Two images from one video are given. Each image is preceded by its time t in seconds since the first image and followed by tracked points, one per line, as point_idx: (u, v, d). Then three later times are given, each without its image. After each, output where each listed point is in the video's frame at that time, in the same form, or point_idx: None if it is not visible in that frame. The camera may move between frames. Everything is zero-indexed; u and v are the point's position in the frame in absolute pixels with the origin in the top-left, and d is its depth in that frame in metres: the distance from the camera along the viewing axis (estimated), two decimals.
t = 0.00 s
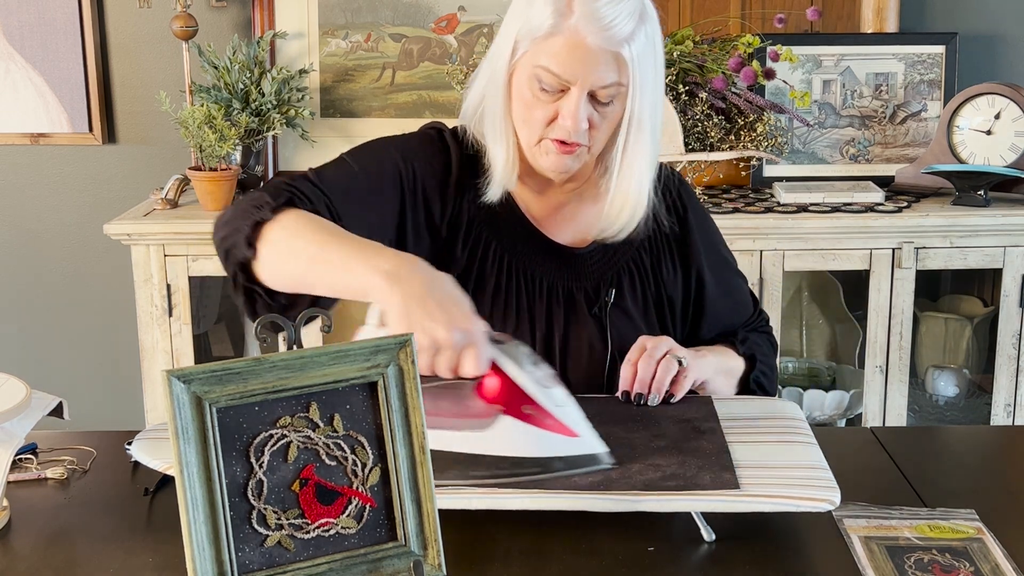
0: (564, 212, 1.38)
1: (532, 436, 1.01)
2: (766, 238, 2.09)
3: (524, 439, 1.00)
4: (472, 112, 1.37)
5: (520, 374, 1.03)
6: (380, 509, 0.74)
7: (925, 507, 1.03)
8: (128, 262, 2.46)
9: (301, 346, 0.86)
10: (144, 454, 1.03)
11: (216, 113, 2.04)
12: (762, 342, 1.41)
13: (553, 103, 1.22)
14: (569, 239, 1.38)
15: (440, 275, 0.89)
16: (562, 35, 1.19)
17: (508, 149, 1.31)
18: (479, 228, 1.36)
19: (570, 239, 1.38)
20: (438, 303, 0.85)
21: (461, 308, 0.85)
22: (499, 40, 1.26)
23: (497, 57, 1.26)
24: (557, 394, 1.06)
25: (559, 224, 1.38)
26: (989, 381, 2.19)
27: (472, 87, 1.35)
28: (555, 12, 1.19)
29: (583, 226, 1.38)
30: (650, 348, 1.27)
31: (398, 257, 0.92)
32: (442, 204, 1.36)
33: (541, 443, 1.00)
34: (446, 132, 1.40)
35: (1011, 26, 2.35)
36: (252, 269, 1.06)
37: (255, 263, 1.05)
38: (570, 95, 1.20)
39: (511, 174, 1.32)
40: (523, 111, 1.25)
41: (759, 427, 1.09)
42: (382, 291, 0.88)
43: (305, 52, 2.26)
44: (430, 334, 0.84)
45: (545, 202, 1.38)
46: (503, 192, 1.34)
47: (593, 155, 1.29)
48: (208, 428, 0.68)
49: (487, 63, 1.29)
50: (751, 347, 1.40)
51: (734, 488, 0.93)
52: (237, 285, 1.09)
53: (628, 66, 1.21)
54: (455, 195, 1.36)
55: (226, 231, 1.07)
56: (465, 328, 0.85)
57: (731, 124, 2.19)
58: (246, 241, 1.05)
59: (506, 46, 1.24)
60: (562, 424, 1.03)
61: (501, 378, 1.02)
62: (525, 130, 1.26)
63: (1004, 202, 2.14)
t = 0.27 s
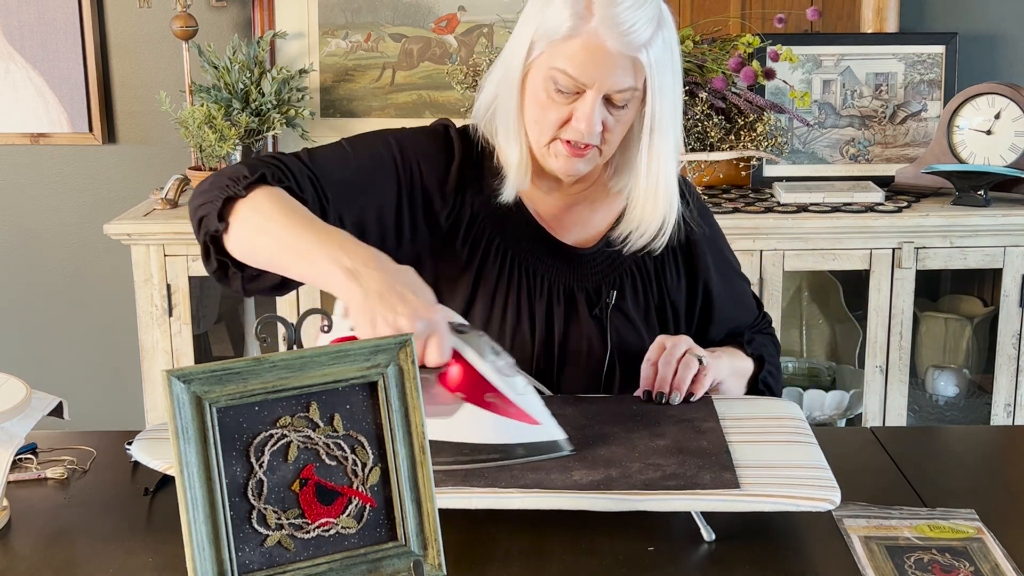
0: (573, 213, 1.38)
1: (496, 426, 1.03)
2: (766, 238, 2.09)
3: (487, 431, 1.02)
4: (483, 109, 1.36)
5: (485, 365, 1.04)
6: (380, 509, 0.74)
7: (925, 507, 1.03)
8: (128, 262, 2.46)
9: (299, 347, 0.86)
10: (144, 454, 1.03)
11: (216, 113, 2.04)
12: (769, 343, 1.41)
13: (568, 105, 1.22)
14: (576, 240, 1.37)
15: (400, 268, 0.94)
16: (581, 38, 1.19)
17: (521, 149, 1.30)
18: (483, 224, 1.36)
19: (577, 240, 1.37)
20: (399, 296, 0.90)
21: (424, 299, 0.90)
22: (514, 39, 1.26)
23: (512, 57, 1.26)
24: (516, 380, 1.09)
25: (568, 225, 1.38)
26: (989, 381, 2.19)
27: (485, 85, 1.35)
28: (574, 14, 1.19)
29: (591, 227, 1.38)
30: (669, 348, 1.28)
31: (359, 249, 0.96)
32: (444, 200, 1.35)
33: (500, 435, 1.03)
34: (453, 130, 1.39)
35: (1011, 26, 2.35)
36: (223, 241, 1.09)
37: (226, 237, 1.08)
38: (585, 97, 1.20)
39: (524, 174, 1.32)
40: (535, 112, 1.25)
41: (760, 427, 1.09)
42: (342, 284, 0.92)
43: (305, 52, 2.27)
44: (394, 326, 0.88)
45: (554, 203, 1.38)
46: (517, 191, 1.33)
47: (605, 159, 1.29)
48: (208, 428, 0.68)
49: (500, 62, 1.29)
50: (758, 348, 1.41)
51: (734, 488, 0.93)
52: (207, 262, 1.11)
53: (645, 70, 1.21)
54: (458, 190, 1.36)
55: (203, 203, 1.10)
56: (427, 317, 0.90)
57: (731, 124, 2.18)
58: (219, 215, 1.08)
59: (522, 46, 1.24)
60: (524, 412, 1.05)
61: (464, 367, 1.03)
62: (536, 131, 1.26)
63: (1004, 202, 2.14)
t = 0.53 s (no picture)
0: (566, 209, 1.39)
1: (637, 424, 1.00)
2: (766, 238, 2.09)
3: (631, 432, 1.00)
4: (476, 109, 1.36)
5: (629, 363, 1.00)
6: (380, 509, 0.74)
7: (925, 507, 1.03)
8: (128, 262, 2.45)
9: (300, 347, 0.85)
10: (143, 454, 1.03)
11: (216, 113, 2.04)
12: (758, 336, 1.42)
13: (560, 99, 1.21)
14: (570, 237, 1.38)
15: (537, 270, 0.88)
16: (572, 33, 1.18)
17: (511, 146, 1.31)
18: (482, 224, 1.35)
19: (572, 236, 1.38)
20: (549, 298, 0.84)
21: (569, 298, 0.85)
22: (505, 35, 1.25)
23: (503, 54, 1.26)
24: (663, 377, 1.03)
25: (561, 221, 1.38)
26: (989, 381, 2.19)
27: (476, 83, 1.34)
28: (565, 9, 1.18)
29: (585, 223, 1.39)
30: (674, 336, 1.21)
31: (490, 260, 0.89)
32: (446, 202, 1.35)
33: (650, 436, 1.00)
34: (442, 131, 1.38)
35: (1011, 25, 2.35)
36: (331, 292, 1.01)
37: (335, 287, 0.99)
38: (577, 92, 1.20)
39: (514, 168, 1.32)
40: (528, 107, 1.24)
41: (759, 427, 1.09)
42: (490, 299, 0.86)
43: (305, 52, 2.26)
44: (546, 326, 0.84)
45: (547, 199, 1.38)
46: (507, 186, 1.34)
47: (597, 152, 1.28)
48: (208, 428, 0.68)
49: (491, 58, 1.28)
50: (750, 342, 1.41)
51: (733, 488, 0.93)
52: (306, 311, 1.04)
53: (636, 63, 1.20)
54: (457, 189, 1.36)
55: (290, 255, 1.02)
56: (578, 315, 0.85)
57: (731, 124, 2.19)
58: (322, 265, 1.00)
59: (513, 42, 1.24)
60: (674, 413, 1.02)
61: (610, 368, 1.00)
62: (529, 126, 1.26)
63: (1003, 202, 2.14)
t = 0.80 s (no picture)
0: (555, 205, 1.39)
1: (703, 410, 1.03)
2: (766, 238, 2.09)
3: (692, 417, 1.03)
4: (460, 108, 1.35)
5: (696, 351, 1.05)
6: (380, 509, 0.74)
7: (925, 507, 1.03)
8: (128, 261, 2.45)
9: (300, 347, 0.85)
10: (143, 454, 1.03)
11: (216, 113, 2.04)
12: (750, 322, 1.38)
13: (547, 96, 1.21)
14: (562, 233, 1.39)
15: (603, 266, 0.98)
16: (556, 30, 1.18)
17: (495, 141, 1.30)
18: (478, 221, 1.35)
19: (563, 232, 1.39)
20: (621, 294, 0.95)
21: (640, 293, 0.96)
22: (489, 33, 1.25)
23: (488, 52, 1.26)
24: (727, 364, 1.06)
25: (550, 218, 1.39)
26: (989, 381, 2.19)
27: (461, 83, 1.34)
28: (548, 5, 1.18)
29: (574, 218, 1.39)
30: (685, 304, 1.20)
31: (552, 256, 0.99)
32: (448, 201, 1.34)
33: (706, 418, 1.02)
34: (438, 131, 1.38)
35: (1011, 25, 2.35)
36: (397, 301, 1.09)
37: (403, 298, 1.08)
38: (564, 88, 1.20)
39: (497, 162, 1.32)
40: (515, 105, 1.24)
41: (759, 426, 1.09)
42: (562, 292, 0.96)
43: (305, 52, 2.26)
44: (620, 319, 0.95)
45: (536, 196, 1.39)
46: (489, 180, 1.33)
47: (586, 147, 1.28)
48: (208, 428, 0.68)
49: (476, 57, 1.28)
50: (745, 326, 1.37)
51: (733, 488, 0.93)
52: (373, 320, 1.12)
53: (621, 59, 1.20)
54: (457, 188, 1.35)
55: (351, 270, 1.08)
56: (650, 309, 0.96)
57: (731, 124, 2.19)
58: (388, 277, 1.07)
59: (498, 40, 1.24)
60: (739, 397, 1.04)
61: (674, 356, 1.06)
62: (516, 123, 1.25)
63: (1003, 202, 2.14)
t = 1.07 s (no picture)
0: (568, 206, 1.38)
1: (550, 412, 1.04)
2: (766, 238, 2.09)
3: (563, 421, 1.04)
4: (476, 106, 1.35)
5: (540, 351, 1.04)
6: (380, 509, 0.74)
7: (925, 507, 1.03)
8: (128, 261, 2.45)
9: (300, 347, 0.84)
10: (143, 454, 1.03)
11: (216, 113, 2.04)
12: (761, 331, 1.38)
13: (562, 98, 1.22)
14: (571, 233, 1.38)
15: (457, 261, 0.89)
16: (574, 33, 1.19)
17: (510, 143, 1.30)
18: (479, 221, 1.37)
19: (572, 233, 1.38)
20: (461, 287, 0.85)
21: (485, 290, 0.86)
22: (507, 33, 1.25)
23: (505, 51, 1.26)
24: (573, 367, 1.07)
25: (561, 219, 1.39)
26: (989, 381, 2.19)
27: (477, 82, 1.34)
28: (567, 9, 1.19)
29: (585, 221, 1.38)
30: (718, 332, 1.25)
31: (410, 248, 0.92)
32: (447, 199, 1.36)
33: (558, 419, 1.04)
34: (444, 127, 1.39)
35: (1010, 25, 2.35)
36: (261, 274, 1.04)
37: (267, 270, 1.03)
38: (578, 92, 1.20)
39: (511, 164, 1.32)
40: (528, 106, 1.25)
41: (759, 427, 1.09)
42: (409, 286, 0.87)
43: (305, 51, 2.26)
44: (456, 317, 0.84)
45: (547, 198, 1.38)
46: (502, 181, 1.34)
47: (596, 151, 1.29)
48: (207, 428, 0.68)
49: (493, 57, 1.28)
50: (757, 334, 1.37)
51: (733, 488, 0.93)
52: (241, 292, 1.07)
53: (637, 65, 1.21)
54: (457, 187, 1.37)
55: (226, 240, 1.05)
56: (491, 309, 0.85)
57: (731, 124, 2.19)
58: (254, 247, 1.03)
59: (515, 41, 1.24)
60: (582, 400, 1.05)
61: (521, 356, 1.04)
62: (529, 125, 1.26)
63: (1003, 202, 2.14)
